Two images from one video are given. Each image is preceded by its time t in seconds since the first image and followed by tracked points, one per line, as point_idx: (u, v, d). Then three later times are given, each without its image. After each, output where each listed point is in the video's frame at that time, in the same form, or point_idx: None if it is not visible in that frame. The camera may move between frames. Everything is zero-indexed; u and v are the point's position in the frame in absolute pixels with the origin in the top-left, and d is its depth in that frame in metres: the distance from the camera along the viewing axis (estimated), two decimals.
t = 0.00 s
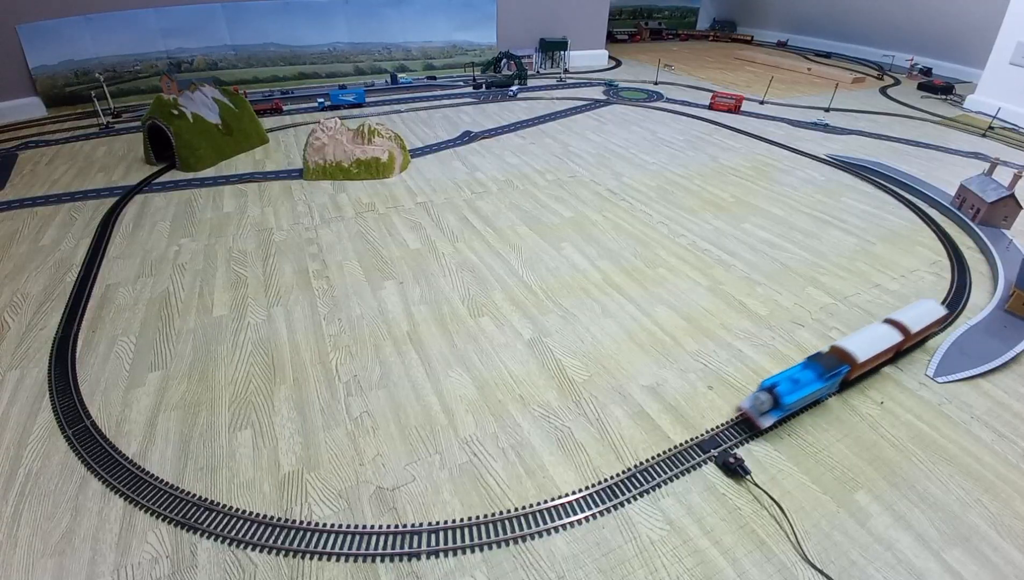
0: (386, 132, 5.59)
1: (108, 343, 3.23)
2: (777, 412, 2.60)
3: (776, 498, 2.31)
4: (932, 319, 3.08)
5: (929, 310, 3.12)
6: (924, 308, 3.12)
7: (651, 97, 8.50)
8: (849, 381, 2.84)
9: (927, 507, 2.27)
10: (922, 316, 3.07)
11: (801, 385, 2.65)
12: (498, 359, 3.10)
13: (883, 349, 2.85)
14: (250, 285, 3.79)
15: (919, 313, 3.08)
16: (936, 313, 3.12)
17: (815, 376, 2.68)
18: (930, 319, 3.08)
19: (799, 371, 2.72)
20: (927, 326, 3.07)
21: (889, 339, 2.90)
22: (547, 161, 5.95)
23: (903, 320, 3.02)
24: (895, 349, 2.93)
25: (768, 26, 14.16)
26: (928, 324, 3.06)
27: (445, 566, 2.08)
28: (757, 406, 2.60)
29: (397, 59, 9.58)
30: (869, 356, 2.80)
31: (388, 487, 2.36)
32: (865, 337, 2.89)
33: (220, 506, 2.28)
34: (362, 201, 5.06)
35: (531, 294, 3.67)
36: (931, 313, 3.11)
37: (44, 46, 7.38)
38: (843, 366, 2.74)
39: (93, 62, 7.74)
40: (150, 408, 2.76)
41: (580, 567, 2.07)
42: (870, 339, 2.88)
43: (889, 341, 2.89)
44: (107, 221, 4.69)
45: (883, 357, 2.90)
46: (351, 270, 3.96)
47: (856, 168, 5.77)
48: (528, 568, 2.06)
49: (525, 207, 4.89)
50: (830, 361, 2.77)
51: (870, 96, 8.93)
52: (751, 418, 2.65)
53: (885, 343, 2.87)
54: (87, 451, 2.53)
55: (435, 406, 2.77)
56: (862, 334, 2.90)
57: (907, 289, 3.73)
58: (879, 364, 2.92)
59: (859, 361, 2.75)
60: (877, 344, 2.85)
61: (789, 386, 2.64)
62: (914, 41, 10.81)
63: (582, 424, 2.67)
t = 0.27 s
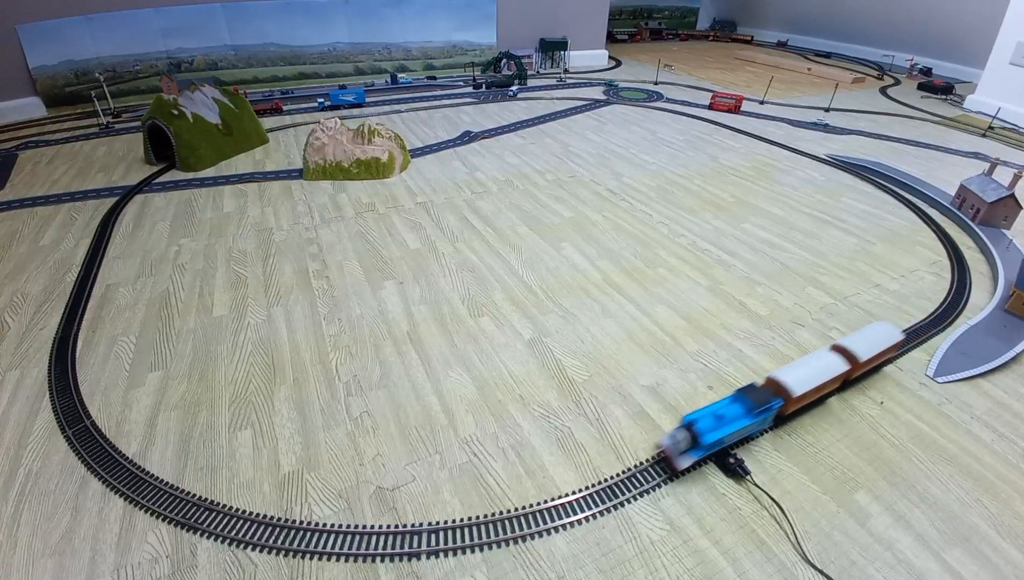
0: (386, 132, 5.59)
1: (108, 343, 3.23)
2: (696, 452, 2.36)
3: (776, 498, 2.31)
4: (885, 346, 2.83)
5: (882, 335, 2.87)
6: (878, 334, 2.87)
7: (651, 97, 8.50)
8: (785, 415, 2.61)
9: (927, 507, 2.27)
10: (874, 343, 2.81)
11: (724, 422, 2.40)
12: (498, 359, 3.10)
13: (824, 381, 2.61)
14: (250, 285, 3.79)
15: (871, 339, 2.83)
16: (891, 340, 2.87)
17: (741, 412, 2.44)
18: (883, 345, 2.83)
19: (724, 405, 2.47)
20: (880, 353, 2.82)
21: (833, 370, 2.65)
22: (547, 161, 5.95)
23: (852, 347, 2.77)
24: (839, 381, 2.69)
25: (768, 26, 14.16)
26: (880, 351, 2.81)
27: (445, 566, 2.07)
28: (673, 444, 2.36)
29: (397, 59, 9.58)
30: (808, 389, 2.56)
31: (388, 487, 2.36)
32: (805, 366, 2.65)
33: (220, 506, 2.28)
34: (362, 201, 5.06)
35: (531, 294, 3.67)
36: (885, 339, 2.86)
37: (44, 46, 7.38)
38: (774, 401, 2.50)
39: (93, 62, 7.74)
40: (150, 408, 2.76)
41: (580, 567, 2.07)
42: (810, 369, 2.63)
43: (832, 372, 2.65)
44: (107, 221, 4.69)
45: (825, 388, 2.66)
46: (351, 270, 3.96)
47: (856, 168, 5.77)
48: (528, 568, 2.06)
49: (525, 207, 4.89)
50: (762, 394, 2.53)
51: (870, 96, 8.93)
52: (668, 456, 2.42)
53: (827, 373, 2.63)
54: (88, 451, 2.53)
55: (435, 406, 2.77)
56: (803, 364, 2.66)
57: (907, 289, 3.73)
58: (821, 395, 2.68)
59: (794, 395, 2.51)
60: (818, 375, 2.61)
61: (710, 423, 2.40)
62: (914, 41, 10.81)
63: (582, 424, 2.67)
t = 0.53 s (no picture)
0: (386, 132, 5.60)
1: (108, 343, 3.23)
2: (597, 500, 2.19)
3: (776, 498, 2.31)
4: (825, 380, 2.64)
5: (825, 366, 2.67)
6: (821, 365, 2.67)
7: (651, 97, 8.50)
8: (707, 454, 2.44)
9: (927, 507, 2.27)
10: (813, 376, 2.62)
11: (631, 468, 2.22)
12: (498, 359, 3.10)
13: (751, 419, 2.43)
14: (250, 284, 3.79)
15: (808, 371, 2.63)
16: (833, 372, 2.67)
17: (651, 456, 2.26)
18: (822, 378, 2.64)
19: (634, 448, 2.29)
20: (819, 387, 2.64)
21: (763, 406, 2.47)
22: (547, 161, 5.95)
23: (788, 380, 2.58)
24: (770, 417, 2.52)
25: (768, 26, 14.16)
26: (818, 385, 2.62)
27: (445, 566, 2.07)
28: (573, 489, 2.20)
29: (397, 59, 9.58)
30: (727, 430, 2.37)
31: (388, 487, 2.36)
32: (732, 401, 2.46)
33: (220, 506, 2.28)
34: (362, 201, 5.06)
35: (531, 294, 3.67)
36: (827, 370, 2.67)
37: (44, 46, 7.38)
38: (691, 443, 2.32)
39: (93, 62, 7.74)
40: (150, 408, 2.76)
41: (580, 567, 2.07)
42: (739, 405, 2.45)
43: (761, 409, 2.46)
44: (107, 221, 4.69)
45: (755, 426, 2.49)
46: (351, 270, 3.96)
47: (856, 168, 5.77)
48: (528, 568, 2.06)
49: (525, 207, 4.89)
50: (681, 434, 2.34)
51: (870, 96, 8.93)
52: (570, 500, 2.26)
53: (756, 410, 2.45)
54: (88, 451, 2.53)
55: (435, 406, 2.77)
56: (732, 398, 2.47)
57: (907, 289, 3.73)
58: (749, 433, 2.51)
59: (714, 435, 2.34)
60: (745, 412, 2.43)
61: (616, 468, 2.21)
62: (914, 41, 10.81)
63: (582, 424, 2.67)
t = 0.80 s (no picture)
0: (386, 132, 5.60)
1: (108, 343, 3.23)
2: (484, 533, 2.09)
3: (776, 498, 2.31)
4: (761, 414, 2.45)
5: (764, 398, 2.48)
6: (758, 396, 2.48)
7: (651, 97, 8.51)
8: (624, 495, 2.26)
9: (927, 507, 2.27)
10: (749, 409, 2.43)
11: (527, 503, 2.08)
12: (498, 359, 3.10)
13: (672, 458, 2.24)
14: (250, 284, 3.79)
15: (744, 402, 2.44)
16: (772, 405, 2.48)
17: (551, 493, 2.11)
18: (759, 411, 2.45)
19: (537, 481, 2.14)
20: (754, 419, 2.45)
21: (688, 443, 2.29)
22: (547, 161, 5.95)
23: (720, 414, 2.39)
24: (697, 453, 2.32)
25: (768, 26, 14.16)
26: (753, 419, 2.43)
27: (445, 566, 2.07)
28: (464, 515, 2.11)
29: (397, 59, 9.58)
30: (646, 471, 2.17)
31: (388, 487, 2.36)
32: (655, 438, 2.28)
33: (220, 506, 2.28)
34: (362, 201, 5.06)
35: (531, 294, 3.67)
36: (765, 402, 2.48)
37: (44, 46, 7.38)
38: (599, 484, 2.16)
39: (93, 62, 7.74)
40: (150, 408, 2.76)
41: (580, 567, 2.07)
42: (660, 442, 2.26)
43: (686, 446, 2.28)
44: (107, 221, 4.69)
45: (678, 464, 2.31)
46: (351, 270, 3.96)
47: (856, 168, 5.77)
48: (529, 568, 2.06)
49: (525, 207, 4.89)
50: (592, 474, 2.16)
51: (870, 96, 8.93)
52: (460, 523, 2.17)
53: (679, 447, 2.27)
54: (87, 452, 2.53)
55: (435, 406, 2.77)
56: (654, 435, 2.29)
57: (907, 289, 3.73)
58: (674, 471, 2.32)
59: (630, 477, 2.15)
60: (665, 451, 2.24)
61: (510, 500, 2.07)
62: (914, 41, 10.81)
63: (582, 424, 2.67)
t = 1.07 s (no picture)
0: (386, 132, 5.60)
1: (108, 343, 3.23)
2: (341, 545, 2.04)
3: (776, 498, 2.31)
4: (674, 456, 2.25)
5: (678, 438, 2.29)
6: (674, 435, 2.30)
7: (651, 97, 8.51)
8: (507, 534, 2.11)
9: (927, 507, 2.27)
10: (660, 449, 2.24)
11: (392, 522, 2.02)
12: (498, 359, 3.09)
13: (565, 500, 2.08)
14: (250, 285, 3.79)
15: (660, 446, 2.25)
16: (688, 446, 2.29)
17: (420, 517, 2.03)
18: (672, 453, 2.25)
19: (410, 503, 2.08)
20: (668, 465, 2.24)
21: (584, 485, 2.11)
22: (547, 161, 5.95)
23: (626, 453, 2.22)
24: (594, 499, 2.13)
25: (768, 26, 14.16)
26: (666, 462, 2.23)
27: (445, 566, 2.07)
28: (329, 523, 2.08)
29: (397, 59, 9.58)
30: (525, 513, 2.03)
31: (388, 487, 2.36)
32: (544, 477, 2.13)
33: (220, 506, 2.28)
34: (362, 201, 5.06)
35: (531, 294, 3.67)
36: (680, 442, 2.29)
37: (44, 46, 7.38)
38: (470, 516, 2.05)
39: (93, 62, 7.74)
40: (150, 408, 2.76)
41: (580, 567, 2.07)
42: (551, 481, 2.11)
43: (582, 488, 2.11)
44: (107, 221, 4.69)
45: (572, 509, 2.12)
46: (351, 270, 3.96)
47: (856, 169, 5.77)
48: (529, 568, 2.06)
49: (525, 207, 4.89)
50: (467, 506, 2.05)
51: (870, 96, 8.93)
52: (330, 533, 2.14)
53: (569, 492, 2.09)
54: (88, 451, 2.53)
55: (435, 406, 2.77)
56: (548, 473, 2.14)
57: (907, 289, 3.73)
58: (571, 514, 2.15)
59: (508, 517, 2.02)
60: (555, 493, 2.08)
61: (375, 516, 2.03)
62: (914, 41, 10.81)
63: (582, 424, 2.67)
